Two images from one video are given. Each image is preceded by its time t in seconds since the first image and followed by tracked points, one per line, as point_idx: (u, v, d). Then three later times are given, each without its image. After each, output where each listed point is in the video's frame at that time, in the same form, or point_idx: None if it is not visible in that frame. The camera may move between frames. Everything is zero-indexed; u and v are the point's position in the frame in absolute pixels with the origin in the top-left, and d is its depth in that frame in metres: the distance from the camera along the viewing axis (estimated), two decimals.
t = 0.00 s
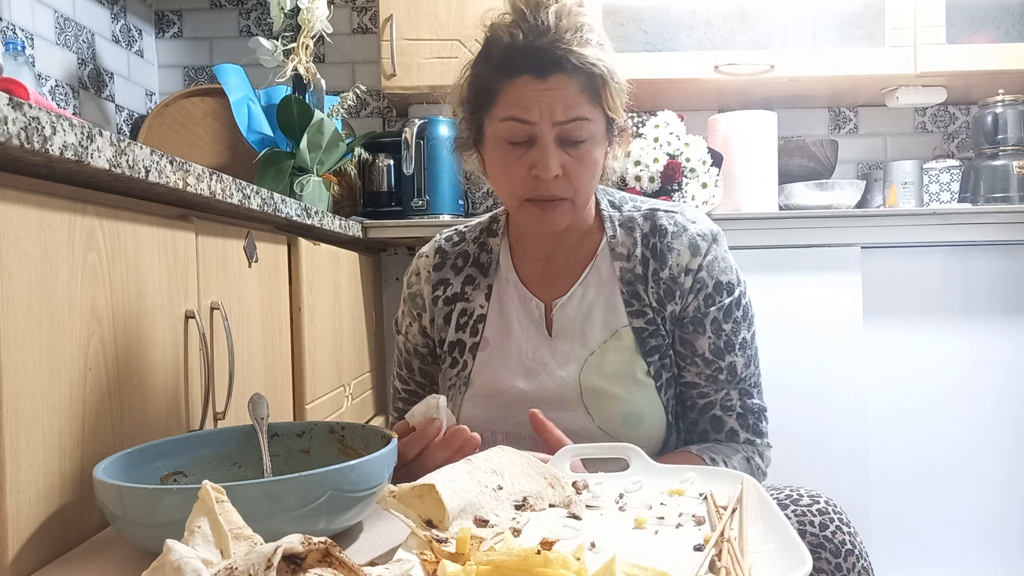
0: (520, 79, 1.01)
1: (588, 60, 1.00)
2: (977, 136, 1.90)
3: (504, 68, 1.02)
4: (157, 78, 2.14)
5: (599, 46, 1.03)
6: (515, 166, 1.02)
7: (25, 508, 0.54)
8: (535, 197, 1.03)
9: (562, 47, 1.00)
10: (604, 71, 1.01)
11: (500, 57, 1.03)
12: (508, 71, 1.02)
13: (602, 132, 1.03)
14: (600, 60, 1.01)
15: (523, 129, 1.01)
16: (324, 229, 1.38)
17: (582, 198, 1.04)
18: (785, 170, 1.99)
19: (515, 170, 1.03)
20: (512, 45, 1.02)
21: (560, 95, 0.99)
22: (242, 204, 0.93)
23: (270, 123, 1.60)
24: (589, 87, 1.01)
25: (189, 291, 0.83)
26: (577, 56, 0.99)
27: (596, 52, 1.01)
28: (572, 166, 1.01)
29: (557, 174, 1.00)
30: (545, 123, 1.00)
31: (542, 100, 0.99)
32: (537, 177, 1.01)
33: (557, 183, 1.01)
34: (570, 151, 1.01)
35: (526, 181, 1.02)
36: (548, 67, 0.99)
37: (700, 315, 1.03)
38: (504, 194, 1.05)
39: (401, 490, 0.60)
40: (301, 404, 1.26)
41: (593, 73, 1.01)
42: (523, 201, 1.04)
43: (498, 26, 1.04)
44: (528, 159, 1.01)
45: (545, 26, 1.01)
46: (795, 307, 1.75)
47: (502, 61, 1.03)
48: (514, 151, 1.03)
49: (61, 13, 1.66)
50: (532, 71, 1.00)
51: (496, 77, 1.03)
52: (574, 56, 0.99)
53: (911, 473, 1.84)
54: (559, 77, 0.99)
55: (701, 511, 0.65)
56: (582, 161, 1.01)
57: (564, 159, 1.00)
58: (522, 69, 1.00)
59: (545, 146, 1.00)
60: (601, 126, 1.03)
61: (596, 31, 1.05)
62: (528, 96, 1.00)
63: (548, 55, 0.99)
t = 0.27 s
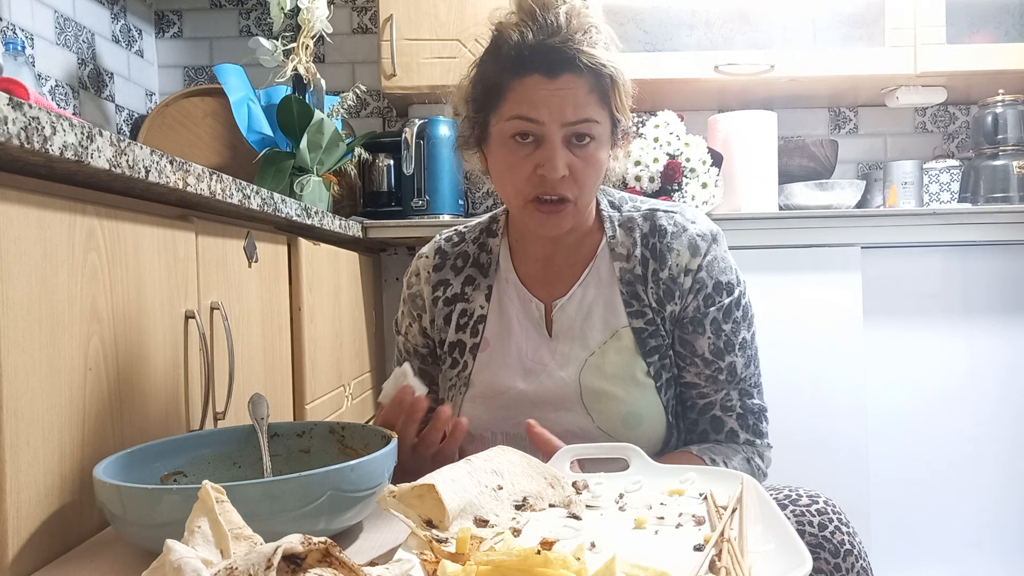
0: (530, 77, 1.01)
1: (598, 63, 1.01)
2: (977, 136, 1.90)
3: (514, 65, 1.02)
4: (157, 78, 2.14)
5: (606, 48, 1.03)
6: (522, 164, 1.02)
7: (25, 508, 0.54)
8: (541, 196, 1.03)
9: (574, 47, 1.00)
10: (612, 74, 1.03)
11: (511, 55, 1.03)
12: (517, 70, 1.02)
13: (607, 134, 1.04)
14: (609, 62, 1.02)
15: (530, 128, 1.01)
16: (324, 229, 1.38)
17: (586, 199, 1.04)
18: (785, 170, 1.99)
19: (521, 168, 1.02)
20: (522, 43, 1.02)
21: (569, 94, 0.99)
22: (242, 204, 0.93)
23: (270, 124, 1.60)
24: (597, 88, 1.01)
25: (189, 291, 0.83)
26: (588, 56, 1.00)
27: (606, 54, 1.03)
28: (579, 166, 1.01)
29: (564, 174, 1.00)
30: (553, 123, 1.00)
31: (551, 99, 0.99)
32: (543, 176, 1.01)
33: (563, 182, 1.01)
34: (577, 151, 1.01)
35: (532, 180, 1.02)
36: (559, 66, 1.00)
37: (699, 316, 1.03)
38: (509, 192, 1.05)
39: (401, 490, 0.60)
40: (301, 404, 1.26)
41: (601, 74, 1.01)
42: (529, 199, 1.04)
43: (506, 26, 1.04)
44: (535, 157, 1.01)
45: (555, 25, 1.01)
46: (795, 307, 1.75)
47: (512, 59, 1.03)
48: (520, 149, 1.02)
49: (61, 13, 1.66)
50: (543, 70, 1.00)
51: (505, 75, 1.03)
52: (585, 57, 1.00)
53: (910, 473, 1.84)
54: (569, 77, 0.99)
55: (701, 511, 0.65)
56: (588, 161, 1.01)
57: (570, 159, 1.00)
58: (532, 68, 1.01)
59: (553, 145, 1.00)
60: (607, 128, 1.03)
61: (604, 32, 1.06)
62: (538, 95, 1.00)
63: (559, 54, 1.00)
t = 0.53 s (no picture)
0: (532, 78, 1.00)
1: (601, 64, 1.01)
2: (977, 136, 1.90)
3: (516, 65, 1.02)
4: (157, 78, 2.14)
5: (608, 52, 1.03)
6: (522, 165, 1.02)
7: (25, 508, 0.54)
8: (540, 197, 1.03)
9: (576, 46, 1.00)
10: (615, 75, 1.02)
11: (514, 53, 1.03)
12: (519, 69, 1.02)
13: (609, 136, 1.04)
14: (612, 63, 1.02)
15: (532, 128, 1.01)
16: (324, 229, 1.38)
17: (585, 200, 1.04)
18: (785, 170, 1.99)
19: (521, 169, 1.02)
20: (525, 42, 1.02)
21: (570, 96, 0.99)
22: (242, 204, 0.93)
23: (270, 123, 1.60)
24: (600, 90, 1.01)
25: (189, 291, 0.83)
26: (590, 57, 1.00)
27: (608, 55, 1.02)
28: (579, 168, 1.01)
29: (564, 175, 1.00)
30: (554, 124, 1.00)
31: (553, 100, 0.99)
32: (543, 178, 1.01)
33: (563, 185, 1.01)
34: (577, 153, 1.01)
35: (532, 181, 1.02)
36: (561, 66, 1.00)
37: (699, 317, 1.03)
38: (509, 192, 1.05)
39: (401, 490, 0.60)
40: (301, 404, 1.26)
41: (604, 76, 1.01)
42: (529, 200, 1.04)
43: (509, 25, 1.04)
44: (536, 158, 1.01)
45: (559, 25, 1.01)
46: (795, 307, 1.75)
47: (514, 59, 1.03)
48: (521, 150, 1.02)
49: (61, 13, 1.66)
50: (545, 70, 1.00)
51: (507, 74, 1.03)
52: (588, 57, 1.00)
53: (910, 473, 1.84)
54: (572, 78, 0.99)
55: (701, 511, 0.65)
56: (588, 163, 1.01)
57: (571, 160, 1.00)
58: (535, 68, 1.00)
59: (553, 146, 1.00)
60: (608, 130, 1.03)
61: (608, 33, 1.06)
62: (540, 96, 1.00)
63: (561, 54, 1.00)
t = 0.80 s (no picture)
0: (541, 82, 1.00)
1: (610, 72, 1.00)
2: (977, 136, 1.90)
3: (525, 67, 1.01)
4: (157, 78, 2.14)
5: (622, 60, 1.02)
6: (525, 169, 1.02)
7: (25, 508, 0.54)
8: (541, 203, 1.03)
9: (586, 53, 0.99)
10: (623, 83, 1.02)
11: (523, 55, 1.01)
12: (528, 71, 1.01)
13: (613, 144, 1.03)
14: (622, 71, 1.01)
15: (537, 133, 1.01)
16: (324, 230, 1.38)
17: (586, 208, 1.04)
18: (785, 170, 1.99)
19: (524, 174, 1.02)
20: (538, 43, 1.00)
21: (578, 103, 0.99)
22: (242, 204, 0.93)
23: (270, 124, 1.60)
24: (608, 97, 1.01)
25: (189, 291, 0.83)
26: (601, 65, 0.99)
27: (620, 64, 1.02)
28: (581, 176, 1.01)
29: (566, 183, 1.00)
30: (561, 132, 0.99)
31: (560, 107, 0.99)
32: (545, 185, 1.01)
33: (565, 193, 1.01)
34: (581, 161, 1.01)
35: (534, 187, 1.02)
36: (573, 73, 0.99)
37: (696, 318, 1.03)
38: (510, 195, 1.05)
39: (401, 490, 0.60)
40: (301, 404, 1.26)
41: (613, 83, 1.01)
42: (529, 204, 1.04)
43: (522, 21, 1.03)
44: (539, 164, 1.01)
45: (572, 30, 1.00)
46: (795, 307, 1.75)
47: (523, 60, 1.01)
48: (524, 155, 1.02)
49: (61, 13, 1.66)
50: (553, 75, 0.99)
51: (516, 75, 1.02)
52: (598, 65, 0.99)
53: (910, 473, 1.84)
54: (582, 85, 0.99)
55: (701, 511, 0.65)
56: (591, 172, 1.01)
57: (574, 168, 1.00)
58: (543, 72, 0.99)
59: (557, 154, 1.00)
60: (613, 138, 1.03)
61: (619, 40, 1.05)
62: (547, 101, 0.99)
63: (571, 60, 0.99)
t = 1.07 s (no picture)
0: (538, 86, 0.99)
1: (608, 76, 1.00)
2: (977, 136, 1.90)
3: (521, 70, 1.01)
4: (157, 78, 2.14)
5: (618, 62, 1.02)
6: (523, 175, 1.02)
7: (26, 508, 0.54)
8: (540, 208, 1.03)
9: (584, 55, 0.99)
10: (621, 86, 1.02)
11: (520, 58, 1.01)
12: (525, 75, 1.00)
13: (612, 147, 1.03)
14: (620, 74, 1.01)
15: (534, 138, 1.01)
16: (324, 230, 1.38)
17: (585, 211, 1.04)
18: (785, 170, 1.99)
19: (522, 179, 1.02)
20: (534, 47, 1.00)
21: (576, 107, 0.98)
22: (242, 204, 0.93)
23: (270, 124, 1.60)
24: (605, 101, 1.00)
25: (189, 291, 0.83)
26: (599, 69, 0.99)
27: (617, 67, 1.02)
28: (580, 180, 1.01)
29: (565, 188, 1.00)
30: (558, 136, 0.99)
31: (558, 111, 0.99)
32: (544, 190, 1.01)
33: (563, 197, 1.01)
34: (579, 165, 1.01)
35: (532, 191, 1.02)
36: (570, 76, 0.98)
37: (696, 319, 1.03)
38: (509, 200, 1.05)
39: (401, 490, 0.60)
40: (301, 404, 1.26)
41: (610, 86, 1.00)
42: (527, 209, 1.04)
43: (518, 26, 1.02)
44: (537, 169, 1.01)
45: (568, 32, 1.00)
46: (795, 307, 1.75)
47: (520, 64, 1.01)
48: (522, 160, 1.02)
49: (61, 13, 1.66)
50: (551, 79, 0.99)
51: (513, 79, 1.02)
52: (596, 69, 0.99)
53: (910, 473, 1.84)
54: (579, 89, 0.98)
55: (701, 511, 0.65)
56: (589, 175, 1.01)
57: (572, 173, 1.00)
58: (540, 76, 0.99)
59: (555, 159, 0.99)
60: (612, 141, 1.03)
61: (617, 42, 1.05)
62: (545, 106, 0.99)
63: (568, 64, 0.98)
